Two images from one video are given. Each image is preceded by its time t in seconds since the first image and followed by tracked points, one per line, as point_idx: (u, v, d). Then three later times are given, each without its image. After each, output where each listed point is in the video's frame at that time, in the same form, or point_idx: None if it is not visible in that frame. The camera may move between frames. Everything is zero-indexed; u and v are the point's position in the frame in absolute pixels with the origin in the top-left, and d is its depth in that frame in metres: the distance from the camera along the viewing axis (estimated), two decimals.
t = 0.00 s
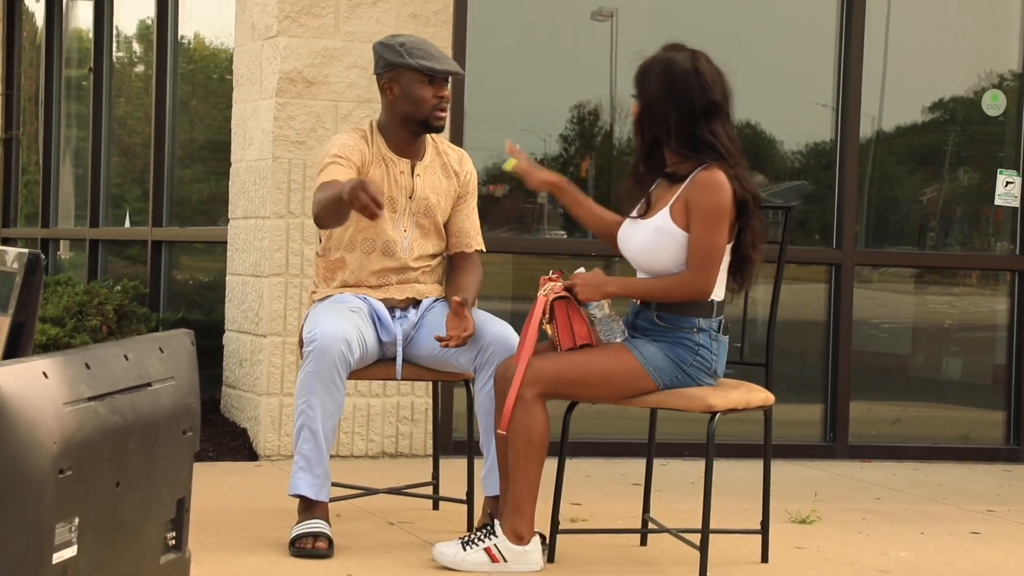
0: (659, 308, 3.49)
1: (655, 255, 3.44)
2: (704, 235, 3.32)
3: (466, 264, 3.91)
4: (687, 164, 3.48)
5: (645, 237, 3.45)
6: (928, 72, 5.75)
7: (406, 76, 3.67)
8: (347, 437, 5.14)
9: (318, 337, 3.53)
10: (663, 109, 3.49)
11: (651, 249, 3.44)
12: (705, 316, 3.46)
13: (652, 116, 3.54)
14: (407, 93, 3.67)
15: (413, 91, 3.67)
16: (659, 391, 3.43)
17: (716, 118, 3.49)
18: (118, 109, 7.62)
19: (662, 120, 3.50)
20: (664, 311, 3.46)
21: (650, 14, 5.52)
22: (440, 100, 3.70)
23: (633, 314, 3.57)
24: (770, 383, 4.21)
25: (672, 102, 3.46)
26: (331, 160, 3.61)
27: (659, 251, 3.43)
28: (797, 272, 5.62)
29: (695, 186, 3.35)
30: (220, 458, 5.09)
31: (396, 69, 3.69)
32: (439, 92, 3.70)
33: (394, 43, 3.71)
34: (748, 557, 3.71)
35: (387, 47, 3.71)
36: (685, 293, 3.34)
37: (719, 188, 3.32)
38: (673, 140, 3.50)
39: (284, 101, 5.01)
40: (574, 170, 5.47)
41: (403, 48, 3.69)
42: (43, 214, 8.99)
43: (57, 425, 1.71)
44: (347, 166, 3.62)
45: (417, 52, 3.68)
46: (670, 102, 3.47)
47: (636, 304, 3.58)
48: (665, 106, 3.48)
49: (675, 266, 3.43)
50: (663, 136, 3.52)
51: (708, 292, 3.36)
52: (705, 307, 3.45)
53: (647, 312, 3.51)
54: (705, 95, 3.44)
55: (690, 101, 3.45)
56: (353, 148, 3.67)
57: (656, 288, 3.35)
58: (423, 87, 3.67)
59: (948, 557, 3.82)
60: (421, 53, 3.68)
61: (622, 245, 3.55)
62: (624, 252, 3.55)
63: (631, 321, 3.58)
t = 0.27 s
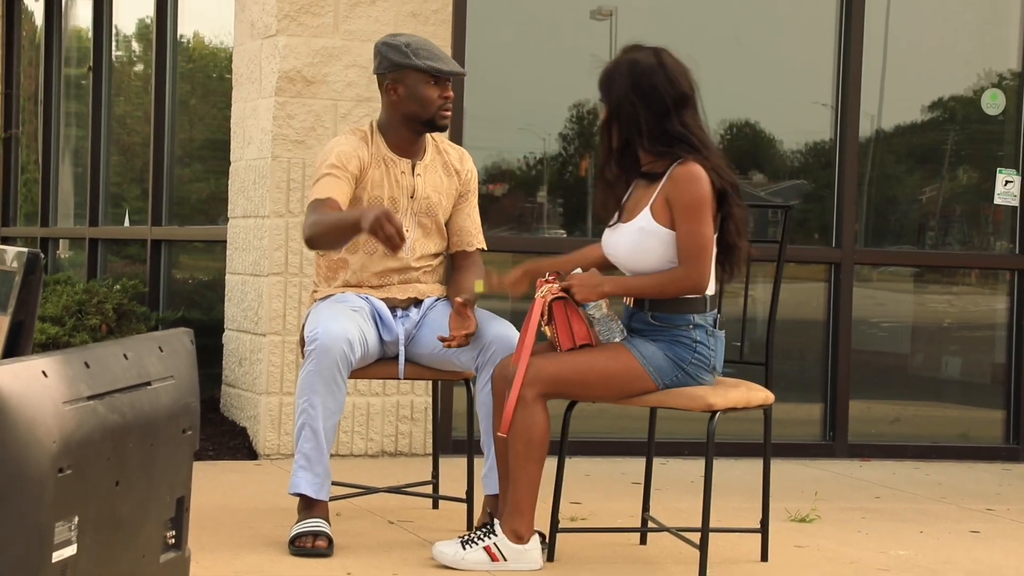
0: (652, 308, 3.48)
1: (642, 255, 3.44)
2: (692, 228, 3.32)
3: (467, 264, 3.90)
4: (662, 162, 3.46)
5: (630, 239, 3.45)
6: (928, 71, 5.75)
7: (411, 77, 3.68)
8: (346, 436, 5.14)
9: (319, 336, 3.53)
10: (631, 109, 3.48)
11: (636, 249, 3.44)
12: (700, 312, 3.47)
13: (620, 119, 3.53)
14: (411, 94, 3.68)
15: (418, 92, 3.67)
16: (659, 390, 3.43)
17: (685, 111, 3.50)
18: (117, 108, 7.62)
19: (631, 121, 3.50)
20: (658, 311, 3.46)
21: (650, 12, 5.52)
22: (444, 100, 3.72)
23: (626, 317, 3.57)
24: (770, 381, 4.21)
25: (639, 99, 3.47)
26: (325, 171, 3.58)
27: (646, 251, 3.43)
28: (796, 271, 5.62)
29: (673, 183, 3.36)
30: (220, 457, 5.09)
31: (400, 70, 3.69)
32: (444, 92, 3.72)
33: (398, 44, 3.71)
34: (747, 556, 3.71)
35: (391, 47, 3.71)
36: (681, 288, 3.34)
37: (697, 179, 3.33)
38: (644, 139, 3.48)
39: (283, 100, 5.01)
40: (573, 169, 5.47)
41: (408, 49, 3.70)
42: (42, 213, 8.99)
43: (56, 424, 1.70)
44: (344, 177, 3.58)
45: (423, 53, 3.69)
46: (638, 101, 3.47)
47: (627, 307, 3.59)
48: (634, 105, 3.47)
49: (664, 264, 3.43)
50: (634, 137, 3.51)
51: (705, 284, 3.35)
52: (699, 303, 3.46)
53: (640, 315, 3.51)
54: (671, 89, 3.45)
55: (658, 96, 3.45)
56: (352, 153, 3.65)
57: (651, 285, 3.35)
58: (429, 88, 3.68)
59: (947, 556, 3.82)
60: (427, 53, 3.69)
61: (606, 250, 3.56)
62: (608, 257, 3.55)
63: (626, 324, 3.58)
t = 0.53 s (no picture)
0: (644, 307, 3.49)
1: (629, 256, 3.44)
2: (682, 223, 3.33)
3: (466, 265, 3.91)
4: (640, 161, 3.47)
5: (617, 242, 3.46)
6: (927, 72, 5.75)
7: (409, 79, 3.68)
8: (345, 437, 5.14)
9: (317, 336, 3.53)
10: (613, 106, 3.49)
11: (623, 251, 3.45)
12: (692, 308, 3.47)
13: (604, 115, 3.54)
14: (408, 97, 3.67)
15: (414, 95, 3.66)
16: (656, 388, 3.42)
17: (667, 112, 3.51)
18: (116, 108, 7.62)
19: (614, 117, 3.51)
20: (650, 309, 3.47)
21: (649, 13, 5.53)
22: (441, 103, 3.71)
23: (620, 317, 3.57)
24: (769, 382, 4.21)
25: (622, 97, 3.47)
26: (313, 184, 3.60)
27: (632, 253, 3.43)
28: (796, 272, 5.62)
29: (655, 181, 3.37)
30: (219, 458, 5.09)
31: (398, 72, 3.69)
32: (440, 95, 3.71)
33: (396, 46, 3.70)
34: (747, 557, 3.71)
35: (389, 50, 3.70)
36: (676, 284, 3.34)
37: (680, 175, 3.34)
38: (624, 137, 3.49)
39: (283, 100, 5.01)
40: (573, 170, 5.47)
41: (406, 51, 3.69)
42: (42, 213, 8.98)
43: (55, 425, 1.70)
44: (333, 192, 3.60)
45: (421, 55, 3.68)
46: (621, 98, 3.47)
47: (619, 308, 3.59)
48: (617, 103, 3.48)
49: (654, 262, 3.43)
50: (614, 134, 3.52)
51: (699, 278, 3.35)
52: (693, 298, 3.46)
53: (634, 315, 3.51)
54: (655, 87, 3.46)
55: (641, 94, 3.45)
56: (346, 160, 3.65)
57: (644, 283, 3.35)
58: (425, 91, 3.67)
59: (947, 556, 3.83)
60: (425, 56, 3.68)
61: (593, 257, 3.56)
62: (596, 263, 3.56)
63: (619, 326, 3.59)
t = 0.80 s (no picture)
0: (645, 306, 3.49)
1: (630, 252, 3.45)
2: (682, 219, 3.33)
3: (466, 264, 3.90)
4: (643, 160, 3.49)
5: (618, 238, 3.47)
6: (928, 71, 5.75)
7: (400, 78, 3.69)
8: (346, 436, 5.14)
9: (318, 336, 3.53)
10: (625, 104, 3.48)
11: (624, 248, 3.45)
12: (693, 306, 3.47)
13: (613, 111, 3.53)
14: (399, 95, 3.68)
15: (405, 93, 3.67)
16: (657, 387, 3.42)
17: (676, 113, 3.53)
18: (117, 108, 7.63)
19: (625, 114, 3.50)
20: (650, 308, 3.47)
21: (650, 12, 5.52)
22: (434, 102, 3.70)
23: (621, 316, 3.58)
24: (771, 381, 4.21)
25: (637, 96, 3.47)
26: (311, 187, 3.62)
27: (633, 248, 3.44)
28: (797, 271, 5.62)
29: (656, 177, 3.37)
30: (221, 457, 5.09)
31: (390, 71, 3.71)
32: (432, 93, 3.71)
33: (387, 46, 3.73)
34: (748, 556, 3.71)
35: (379, 49, 3.73)
36: (677, 280, 3.33)
37: (681, 172, 3.34)
38: (633, 135, 3.49)
39: (283, 100, 5.01)
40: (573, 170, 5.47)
41: (397, 50, 3.71)
42: (43, 213, 8.99)
43: (56, 424, 1.70)
44: (330, 198, 3.62)
45: (411, 53, 3.70)
46: (635, 97, 3.47)
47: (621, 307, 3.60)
48: (630, 99, 3.47)
49: (654, 258, 3.43)
50: (622, 132, 3.51)
51: (700, 274, 3.34)
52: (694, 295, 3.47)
53: (636, 313, 3.52)
54: (670, 88, 3.48)
55: (657, 95, 3.47)
56: (342, 159, 3.67)
57: (645, 280, 3.34)
58: (416, 89, 3.68)
59: (948, 555, 3.83)
60: (415, 55, 3.70)
61: (595, 255, 3.57)
62: (597, 261, 3.56)
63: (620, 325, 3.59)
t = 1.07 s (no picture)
0: (645, 302, 3.50)
1: (633, 246, 3.47)
2: (688, 216, 3.35)
3: (462, 261, 3.90)
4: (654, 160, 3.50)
5: (622, 232, 3.49)
6: (927, 70, 5.75)
7: (391, 75, 3.69)
8: (345, 436, 5.14)
9: (317, 335, 3.53)
10: (645, 104, 3.49)
11: (628, 242, 3.48)
12: (693, 303, 3.49)
13: (631, 111, 3.52)
14: (392, 92, 3.68)
15: (398, 89, 3.68)
16: (656, 384, 3.42)
17: (691, 114, 3.55)
18: (117, 107, 7.62)
19: (642, 114, 3.50)
20: (650, 304, 3.48)
21: (650, 12, 5.52)
22: (427, 95, 3.71)
23: (620, 314, 3.59)
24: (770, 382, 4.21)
25: (657, 98, 3.48)
26: (315, 177, 3.61)
27: (637, 241, 3.46)
28: (796, 271, 5.62)
29: (665, 172, 3.39)
30: (219, 457, 5.09)
31: (381, 70, 3.71)
32: (424, 87, 3.71)
33: (375, 44, 3.73)
34: (747, 556, 3.71)
35: (369, 49, 3.73)
36: (679, 276, 3.36)
37: (690, 169, 3.36)
38: (648, 136, 3.49)
39: (282, 99, 5.01)
40: (573, 169, 5.47)
41: (386, 48, 3.71)
42: (42, 212, 8.98)
43: (55, 424, 1.70)
44: (335, 183, 3.62)
45: (400, 50, 3.69)
46: (656, 98, 3.48)
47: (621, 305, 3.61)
48: (650, 99, 3.48)
49: (656, 254, 3.45)
50: (637, 132, 3.51)
51: (702, 271, 3.37)
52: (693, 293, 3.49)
53: (635, 310, 3.53)
54: (689, 92, 3.51)
55: (676, 98, 3.49)
56: (342, 154, 3.67)
57: (648, 276, 3.36)
58: (409, 84, 3.68)
59: (947, 556, 3.83)
60: (404, 50, 3.69)
61: (597, 251, 3.58)
62: (598, 256, 3.57)
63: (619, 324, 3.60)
